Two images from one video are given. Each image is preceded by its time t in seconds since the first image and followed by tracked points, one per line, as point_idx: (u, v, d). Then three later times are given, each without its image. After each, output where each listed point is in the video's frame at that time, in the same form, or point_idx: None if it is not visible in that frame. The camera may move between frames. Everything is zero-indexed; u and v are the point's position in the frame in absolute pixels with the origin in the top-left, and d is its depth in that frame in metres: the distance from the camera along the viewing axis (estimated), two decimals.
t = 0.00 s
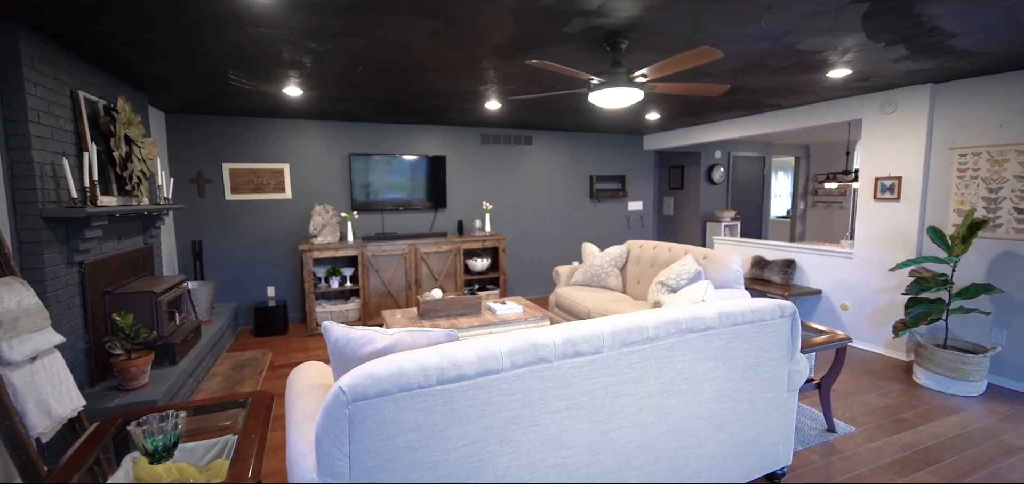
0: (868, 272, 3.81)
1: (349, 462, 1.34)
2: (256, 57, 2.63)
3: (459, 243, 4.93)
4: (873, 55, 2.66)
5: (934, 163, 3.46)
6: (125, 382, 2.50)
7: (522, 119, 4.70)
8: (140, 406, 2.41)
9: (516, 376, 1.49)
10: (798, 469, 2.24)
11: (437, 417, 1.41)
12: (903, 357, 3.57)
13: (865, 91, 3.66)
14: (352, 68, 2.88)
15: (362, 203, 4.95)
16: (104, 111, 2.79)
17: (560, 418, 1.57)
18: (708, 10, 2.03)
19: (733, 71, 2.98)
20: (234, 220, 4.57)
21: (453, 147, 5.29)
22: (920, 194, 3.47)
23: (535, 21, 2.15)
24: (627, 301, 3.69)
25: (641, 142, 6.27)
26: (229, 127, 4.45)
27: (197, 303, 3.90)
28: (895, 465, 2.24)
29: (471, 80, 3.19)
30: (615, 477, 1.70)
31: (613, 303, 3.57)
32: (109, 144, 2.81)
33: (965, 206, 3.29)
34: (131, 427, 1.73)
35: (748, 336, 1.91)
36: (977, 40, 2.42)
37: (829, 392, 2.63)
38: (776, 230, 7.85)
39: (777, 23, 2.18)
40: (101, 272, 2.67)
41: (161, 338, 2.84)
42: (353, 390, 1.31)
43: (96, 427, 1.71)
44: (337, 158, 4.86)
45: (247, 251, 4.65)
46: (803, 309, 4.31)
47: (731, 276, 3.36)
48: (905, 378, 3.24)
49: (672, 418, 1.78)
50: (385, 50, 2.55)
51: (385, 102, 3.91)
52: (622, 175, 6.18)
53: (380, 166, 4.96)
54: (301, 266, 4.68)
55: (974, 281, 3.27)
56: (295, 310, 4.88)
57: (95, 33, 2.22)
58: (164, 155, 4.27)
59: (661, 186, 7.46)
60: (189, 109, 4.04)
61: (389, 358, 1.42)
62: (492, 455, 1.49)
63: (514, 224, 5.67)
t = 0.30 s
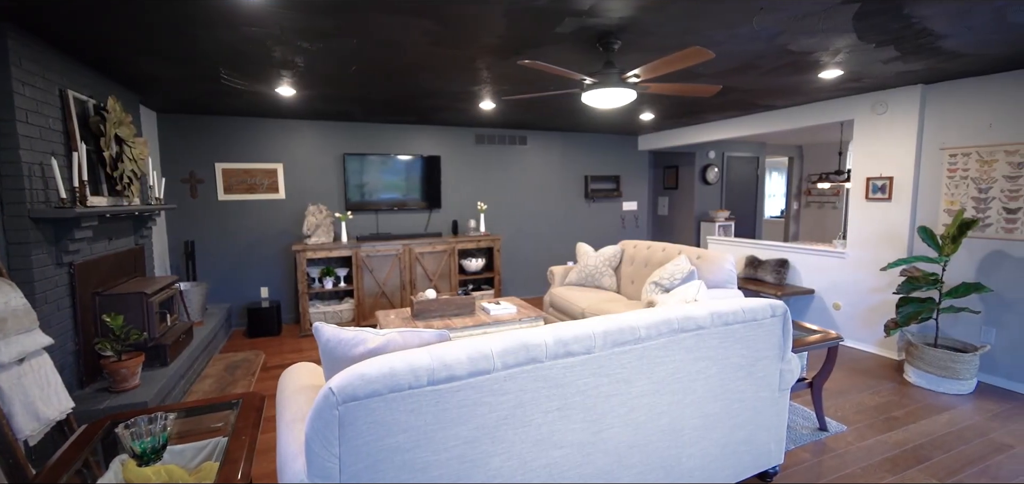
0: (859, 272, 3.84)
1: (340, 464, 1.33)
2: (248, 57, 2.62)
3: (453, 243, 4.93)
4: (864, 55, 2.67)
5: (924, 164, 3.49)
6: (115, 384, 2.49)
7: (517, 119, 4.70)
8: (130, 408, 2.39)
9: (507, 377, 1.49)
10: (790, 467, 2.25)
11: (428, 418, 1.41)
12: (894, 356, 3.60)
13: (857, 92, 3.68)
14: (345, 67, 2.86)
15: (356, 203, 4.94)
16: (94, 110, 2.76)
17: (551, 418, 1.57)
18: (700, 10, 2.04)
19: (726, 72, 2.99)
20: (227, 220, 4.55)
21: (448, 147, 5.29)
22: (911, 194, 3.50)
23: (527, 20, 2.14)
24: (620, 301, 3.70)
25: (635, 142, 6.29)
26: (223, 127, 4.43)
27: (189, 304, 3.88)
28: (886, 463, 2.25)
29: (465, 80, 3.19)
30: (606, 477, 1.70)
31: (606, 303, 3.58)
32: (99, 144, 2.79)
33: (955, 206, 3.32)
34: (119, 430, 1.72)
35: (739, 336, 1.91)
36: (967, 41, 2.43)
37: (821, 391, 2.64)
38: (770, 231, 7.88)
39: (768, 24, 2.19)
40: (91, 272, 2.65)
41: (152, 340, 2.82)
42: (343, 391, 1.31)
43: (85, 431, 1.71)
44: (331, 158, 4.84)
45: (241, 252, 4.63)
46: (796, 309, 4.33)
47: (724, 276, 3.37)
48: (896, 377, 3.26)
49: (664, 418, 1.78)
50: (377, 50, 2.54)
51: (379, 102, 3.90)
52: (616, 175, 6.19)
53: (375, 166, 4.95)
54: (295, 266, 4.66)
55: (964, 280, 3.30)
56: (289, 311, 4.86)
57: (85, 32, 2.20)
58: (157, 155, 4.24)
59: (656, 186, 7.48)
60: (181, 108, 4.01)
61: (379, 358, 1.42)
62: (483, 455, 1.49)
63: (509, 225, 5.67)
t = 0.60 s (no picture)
0: (849, 271, 3.87)
1: (328, 465, 1.33)
2: (237, 56, 2.60)
3: (446, 243, 4.92)
4: (853, 57, 2.70)
5: (913, 164, 3.53)
6: (102, 386, 2.46)
7: (509, 119, 4.70)
8: (118, 410, 2.37)
9: (497, 377, 1.49)
10: (780, 466, 2.26)
11: (417, 419, 1.40)
12: (883, 355, 3.63)
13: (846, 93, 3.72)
14: (336, 67, 2.85)
15: (349, 203, 4.92)
16: (80, 109, 2.73)
17: (541, 418, 1.57)
18: (690, 11, 2.05)
19: (717, 73, 3.01)
20: (217, 220, 4.51)
21: (441, 147, 5.28)
22: (899, 194, 3.53)
23: (518, 20, 2.14)
24: (613, 301, 3.71)
25: (628, 142, 6.31)
26: (213, 127, 4.39)
27: (179, 305, 3.85)
28: (874, 461, 2.27)
29: (457, 80, 3.18)
30: (597, 477, 1.70)
31: (599, 303, 3.58)
32: (86, 143, 2.76)
33: (943, 206, 3.36)
34: (104, 433, 1.71)
35: (729, 335, 1.92)
36: (953, 43, 2.46)
37: (811, 390, 2.66)
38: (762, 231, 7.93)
39: (758, 25, 2.21)
40: (77, 273, 2.62)
41: (141, 341, 2.79)
42: (330, 393, 1.30)
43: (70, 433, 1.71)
44: (323, 158, 4.82)
45: (232, 252, 4.60)
46: (787, 308, 4.37)
47: (715, 276, 3.39)
48: (885, 375, 3.29)
49: (654, 417, 1.79)
50: (368, 49, 2.53)
51: (371, 102, 3.89)
52: (610, 175, 6.21)
53: (368, 166, 4.94)
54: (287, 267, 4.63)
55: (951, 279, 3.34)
56: (280, 312, 4.83)
57: (69, 30, 2.17)
58: (146, 154, 4.20)
59: (649, 186, 7.51)
60: (171, 108, 3.98)
61: (368, 360, 1.41)
62: (473, 456, 1.48)
63: (503, 225, 5.67)
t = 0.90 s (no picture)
0: (840, 270, 3.90)
1: (318, 467, 1.32)
2: (228, 55, 2.58)
3: (440, 243, 4.90)
4: (842, 58, 2.72)
5: (901, 164, 3.57)
6: (90, 389, 2.43)
7: (502, 119, 4.70)
8: (106, 413, 2.34)
9: (489, 377, 1.49)
10: (771, 463, 2.28)
11: (408, 419, 1.40)
12: (873, 353, 3.67)
13: (836, 93, 3.75)
14: (327, 66, 2.84)
15: (342, 203, 4.90)
16: (66, 108, 2.69)
17: (533, 418, 1.57)
18: (681, 11, 2.06)
19: (708, 73, 3.02)
20: (208, 221, 4.48)
21: (435, 146, 5.26)
22: (889, 194, 3.57)
23: (510, 20, 2.14)
24: (606, 300, 3.72)
25: (622, 142, 6.33)
26: (203, 126, 4.36)
27: (169, 306, 3.81)
28: (864, 457, 2.30)
29: (450, 80, 3.17)
30: (589, 476, 1.70)
31: (593, 303, 3.59)
32: (72, 142, 2.72)
33: (930, 205, 3.40)
34: (88, 436, 1.67)
35: (721, 334, 1.94)
36: (940, 44, 2.49)
37: (801, 388, 2.68)
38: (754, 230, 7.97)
39: (748, 25, 2.22)
40: (64, 275, 2.58)
41: (129, 343, 2.76)
42: (320, 394, 1.29)
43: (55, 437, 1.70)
44: (316, 158, 4.79)
45: (223, 253, 4.56)
46: (779, 307, 4.40)
47: (707, 275, 3.40)
48: (875, 373, 3.33)
49: (646, 416, 1.79)
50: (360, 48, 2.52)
51: (364, 102, 3.87)
52: (603, 175, 6.23)
53: (361, 166, 4.92)
54: (279, 268, 4.60)
55: (939, 278, 3.38)
56: (272, 313, 4.80)
57: (54, 27, 2.14)
58: (135, 154, 4.16)
59: (642, 186, 7.53)
60: (161, 107, 3.94)
61: (358, 360, 1.41)
62: (465, 456, 1.48)
63: (497, 225, 5.66)
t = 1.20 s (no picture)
0: (828, 269, 3.95)
1: (305, 470, 1.31)
2: (215, 53, 2.55)
3: (432, 243, 4.89)
4: (829, 59, 2.75)
5: (887, 165, 3.62)
6: (74, 393, 2.39)
7: (494, 119, 4.70)
8: (90, 416, 2.30)
9: (478, 377, 1.49)
10: (760, 461, 2.30)
11: (397, 420, 1.39)
12: (860, 351, 3.72)
13: (824, 94, 3.80)
14: (317, 65, 2.82)
15: (334, 203, 4.87)
16: (49, 107, 2.64)
17: (523, 418, 1.58)
18: (670, 13, 2.07)
19: (698, 74, 3.05)
20: (197, 221, 4.43)
21: (426, 146, 5.25)
22: (875, 194, 3.62)
23: (500, 20, 2.14)
24: (598, 300, 3.73)
25: (613, 143, 6.35)
26: (191, 126, 4.31)
27: (156, 308, 3.77)
28: (850, 454, 2.33)
29: (440, 79, 3.17)
30: (579, 476, 1.71)
31: (584, 302, 3.60)
32: (56, 142, 2.67)
33: (915, 205, 3.45)
34: (71, 441, 1.66)
35: (710, 333, 1.95)
36: (924, 47, 2.53)
37: (790, 386, 2.71)
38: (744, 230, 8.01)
39: (736, 27, 2.24)
40: (47, 277, 2.54)
41: (115, 345, 2.73)
42: (308, 396, 1.29)
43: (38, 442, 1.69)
44: (306, 158, 4.76)
45: (212, 254, 4.51)
46: (768, 306, 4.44)
47: (697, 275, 3.42)
48: (862, 370, 3.37)
49: (636, 415, 1.80)
50: (350, 47, 2.51)
51: (354, 102, 3.85)
52: (595, 175, 6.25)
53: (352, 165, 4.89)
54: (269, 269, 4.57)
55: (924, 277, 3.43)
56: (262, 315, 4.75)
57: (36, 24, 2.11)
58: (122, 153, 4.10)
59: (634, 186, 7.57)
60: (148, 106, 3.89)
61: (346, 361, 1.40)
62: (455, 457, 1.48)
63: (489, 225, 5.66)
